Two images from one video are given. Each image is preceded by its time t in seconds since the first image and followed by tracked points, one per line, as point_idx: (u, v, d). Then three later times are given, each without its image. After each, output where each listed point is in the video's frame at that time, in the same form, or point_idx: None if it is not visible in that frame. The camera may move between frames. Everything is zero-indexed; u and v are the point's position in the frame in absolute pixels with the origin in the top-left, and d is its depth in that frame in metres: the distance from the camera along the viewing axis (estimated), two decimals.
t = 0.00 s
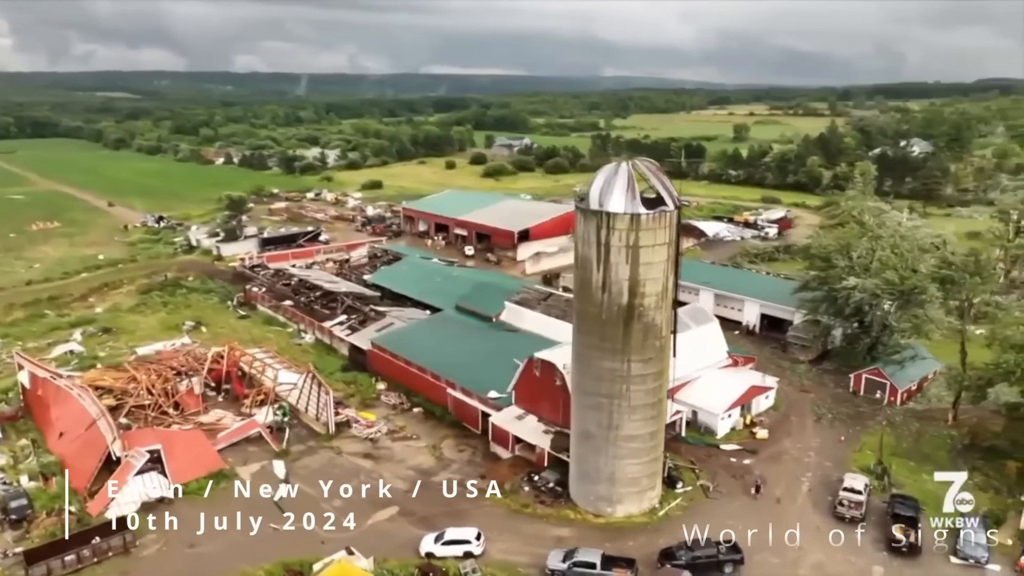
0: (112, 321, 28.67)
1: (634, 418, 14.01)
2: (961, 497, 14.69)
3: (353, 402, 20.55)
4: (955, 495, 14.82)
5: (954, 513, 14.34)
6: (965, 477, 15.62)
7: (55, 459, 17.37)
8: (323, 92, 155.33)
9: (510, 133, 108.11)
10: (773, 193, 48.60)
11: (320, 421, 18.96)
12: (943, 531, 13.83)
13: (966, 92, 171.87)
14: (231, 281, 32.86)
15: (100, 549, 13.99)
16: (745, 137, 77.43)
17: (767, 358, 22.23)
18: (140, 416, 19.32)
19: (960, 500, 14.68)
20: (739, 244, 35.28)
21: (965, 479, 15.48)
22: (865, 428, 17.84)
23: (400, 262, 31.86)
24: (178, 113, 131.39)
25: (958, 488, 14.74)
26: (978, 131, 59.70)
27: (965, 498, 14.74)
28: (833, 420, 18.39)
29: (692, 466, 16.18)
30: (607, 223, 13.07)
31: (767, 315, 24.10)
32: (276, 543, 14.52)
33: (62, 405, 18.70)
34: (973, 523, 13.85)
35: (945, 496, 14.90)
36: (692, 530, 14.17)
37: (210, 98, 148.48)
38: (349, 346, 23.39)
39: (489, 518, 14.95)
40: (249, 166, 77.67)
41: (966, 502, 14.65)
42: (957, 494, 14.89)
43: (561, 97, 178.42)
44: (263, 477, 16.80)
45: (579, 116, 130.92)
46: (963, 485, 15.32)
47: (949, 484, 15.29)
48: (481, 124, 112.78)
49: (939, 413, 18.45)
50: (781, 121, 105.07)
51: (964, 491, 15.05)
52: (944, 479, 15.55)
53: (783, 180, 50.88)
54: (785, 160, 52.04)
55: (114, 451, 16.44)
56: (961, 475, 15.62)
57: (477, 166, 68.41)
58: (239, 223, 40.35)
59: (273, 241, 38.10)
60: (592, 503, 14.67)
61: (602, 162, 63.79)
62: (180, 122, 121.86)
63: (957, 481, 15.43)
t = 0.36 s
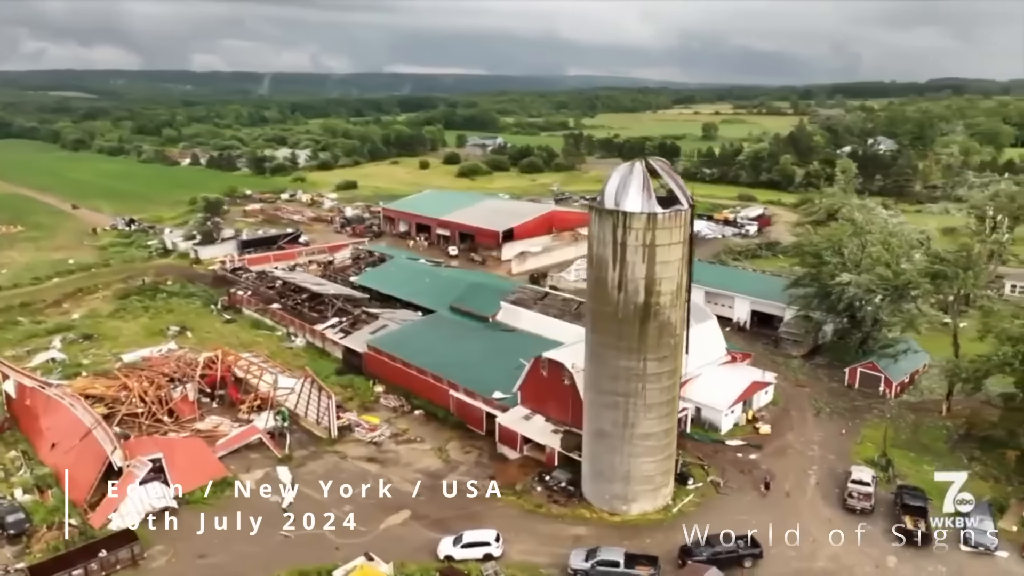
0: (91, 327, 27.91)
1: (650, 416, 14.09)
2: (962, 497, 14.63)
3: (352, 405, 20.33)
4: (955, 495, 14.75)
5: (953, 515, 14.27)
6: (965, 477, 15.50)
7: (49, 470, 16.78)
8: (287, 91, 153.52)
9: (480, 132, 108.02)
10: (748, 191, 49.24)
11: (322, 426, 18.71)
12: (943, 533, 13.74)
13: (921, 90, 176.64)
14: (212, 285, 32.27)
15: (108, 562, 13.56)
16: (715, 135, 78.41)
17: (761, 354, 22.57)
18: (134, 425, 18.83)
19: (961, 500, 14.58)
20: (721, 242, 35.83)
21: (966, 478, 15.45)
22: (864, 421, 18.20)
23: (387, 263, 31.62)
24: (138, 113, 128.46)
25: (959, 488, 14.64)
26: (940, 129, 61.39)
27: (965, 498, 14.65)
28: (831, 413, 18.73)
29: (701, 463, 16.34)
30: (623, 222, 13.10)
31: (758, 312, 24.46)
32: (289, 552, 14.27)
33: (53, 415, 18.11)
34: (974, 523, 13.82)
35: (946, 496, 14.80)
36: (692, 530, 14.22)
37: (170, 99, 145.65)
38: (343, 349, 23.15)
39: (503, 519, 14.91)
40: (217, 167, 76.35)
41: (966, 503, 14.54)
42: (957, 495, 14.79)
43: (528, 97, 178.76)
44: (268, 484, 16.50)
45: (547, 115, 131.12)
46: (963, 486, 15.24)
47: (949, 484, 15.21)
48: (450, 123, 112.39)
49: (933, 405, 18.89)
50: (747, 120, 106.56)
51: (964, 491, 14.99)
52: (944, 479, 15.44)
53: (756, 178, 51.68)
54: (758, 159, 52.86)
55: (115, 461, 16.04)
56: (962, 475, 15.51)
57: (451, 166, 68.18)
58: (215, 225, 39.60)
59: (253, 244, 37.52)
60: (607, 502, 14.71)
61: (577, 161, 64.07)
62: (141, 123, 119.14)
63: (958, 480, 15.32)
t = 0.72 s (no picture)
0: (89, 332, 27.41)
1: (682, 415, 14.16)
2: (961, 497, 14.25)
3: (368, 407, 20.19)
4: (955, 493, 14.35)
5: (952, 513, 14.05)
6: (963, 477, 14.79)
7: (66, 479, 16.48)
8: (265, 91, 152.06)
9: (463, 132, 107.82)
10: (738, 190, 49.70)
11: (340, 429, 18.55)
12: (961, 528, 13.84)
13: (894, 90, 179.55)
14: (209, 288, 31.88)
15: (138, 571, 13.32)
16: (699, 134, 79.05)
17: (770, 352, 22.77)
18: (147, 431, 18.52)
19: (960, 499, 14.24)
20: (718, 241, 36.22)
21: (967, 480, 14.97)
22: (879, 416, 18.46)
23: (388, 263, 31.44)
24: (113, 113, 126.33)
25: (959, 488, 14.27)
26: (921, 127, 62.45)
27: (965, 498, 14.28)
28: (847, 410, 18.95)
29: (725, 460, 16.45)
30: (658, 222, 13.14)
31: (764, 310, 24.67)
32: (321, 557, 14.14)
33: (66, 422, 17.76)
34: (971, 525, 13.94)
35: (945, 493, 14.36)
36: (691, 530, 14.27)
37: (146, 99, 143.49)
38: (354, 351, 22.99)
39: (534, 520, 14.91)
40: (200, 168, 75.40)
41: (965, 504, 14.22)
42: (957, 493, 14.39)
43: (508, 97, 178.81)
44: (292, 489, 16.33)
45: (529, 115, 131.22)
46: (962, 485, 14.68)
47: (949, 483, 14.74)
48: (433, 123, 112.04)
49: (945, 400, 19.18)
50: (728, 120, 107.43)
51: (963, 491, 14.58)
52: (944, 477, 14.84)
53: (746, 178, 51.99)
54: (747, 158, 53.34)
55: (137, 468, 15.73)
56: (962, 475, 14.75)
57: (439, 166, 68.01)
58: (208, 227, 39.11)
59: (247, 246, 37.11)
60: (638, 501, 14.77)
61: (565, 161, 64.23)
62: (117, 123, 117.24)
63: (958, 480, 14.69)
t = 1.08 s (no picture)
0: (77, 337, 26.73)
1: (706, 413, 14.26)
2: (962, 497, 14.23)
3: (375, 410, 20.00)
4: (955, 494, 14.32)
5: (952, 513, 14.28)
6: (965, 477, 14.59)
7: (73, 490, 16.07)
8: (233, 91, 149.81)
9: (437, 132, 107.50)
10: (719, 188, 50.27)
11: (350, 434, 18.34)
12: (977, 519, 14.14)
13: (857, 89, 183.32)
14: (197, 291, 31.31)
15: None
16: (674, 134, 79.83)
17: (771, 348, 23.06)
18: (151, 439, 18.09)
19: (960, 499, 14.23)
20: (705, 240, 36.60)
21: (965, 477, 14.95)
22: (884, 410, 18.81)
23: (381, 265, 31.17)
24: (76, 113, 123.30)
25: (959, 487, 14.26)
26: (892, 125, 63.86)
27: (965, 498, 14.22)
28: (852, 404, 19.27)
29: (741, 456, 16.61)
30: (684, 221, 13.23)
31: (761, 307, 24.98)
32: (347, 563, 13.95)
33: (69, 431, 17.31)
34: (972, 525, 14.05)
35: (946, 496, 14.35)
36: (691, 530, 14.32)
37: (109, 99, 140.35)
38: (357, 354, 22.78)
39: (558, 520, 14.90)
40: (172, 169, 74.06)
41: (966, 503, 14.20)
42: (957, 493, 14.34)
43: (479, 97, 178.71)
44: (309, 495, 16.09)
45: (502, 115, 131.24)
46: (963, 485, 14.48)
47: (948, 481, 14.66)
48: (407, 123, 111.50)
49: (947, 393, 19.58)
50: (700, 120, 108.70)
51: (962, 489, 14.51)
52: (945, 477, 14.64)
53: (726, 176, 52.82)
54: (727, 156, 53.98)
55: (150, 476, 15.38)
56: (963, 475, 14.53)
57: (417, 167, 67.67)
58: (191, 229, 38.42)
59: (233, 248, 36.53)
60: (661, 499, 14.86)
61: (545, 160, 64.35)
62: (82, 124, 114.59)
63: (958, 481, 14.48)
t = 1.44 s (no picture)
0: (83, 341, 26.34)
1: (743, 411, 14.35)
2: (962, 497, 14.77)
3: (397, 412, 19.90)
4: (955, 494, 14.86)
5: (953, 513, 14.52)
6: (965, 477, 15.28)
7: (100, 495, 15.83)
8: (215, 90, 148.44)
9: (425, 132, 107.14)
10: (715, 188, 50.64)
11: (375, 436, 18.24)
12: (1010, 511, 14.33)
13: (839, 89, 185.30)
14: (202, 293, 30.99)
15: None
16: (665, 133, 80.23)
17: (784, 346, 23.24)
18: (174, 444, 17.86)
19: (960, 499, 14.75)
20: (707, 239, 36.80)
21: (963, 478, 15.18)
22: (905, 406, 19.02)
23: (388, 266, 31.03)
24: (55, 113, 121.35)
25: (958, 488, 14.82)
26: (880, 123, 64.63)
27: (965, 498, 14.76)
28: (872, 401, 19.47)
29: (770, 455, 16.69)
30: (724, 221, 13.27)
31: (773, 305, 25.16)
32: (386, 566, 13.87)
33: (92, 437, 17.04)
34: (972, 525, 14.15)
35: (945, 497, 14.93)
36: (691, 530, 14.40)
37: (87, 99, 138.23)
38: (374, 356, 22.65)
39: (595, 520, 14.92)
40: (160, 170, 73.17)
41: (965, 504, 14.65)
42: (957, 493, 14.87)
43: (464, 97, 178.36)
44: (340, 499, 15.98)
45: (489, 114, 131.18)
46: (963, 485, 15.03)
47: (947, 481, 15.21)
48: (394, 123, 111.08)
49: (964, 388, 19.83)
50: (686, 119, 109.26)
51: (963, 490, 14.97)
52: (944, 478, 15.14)
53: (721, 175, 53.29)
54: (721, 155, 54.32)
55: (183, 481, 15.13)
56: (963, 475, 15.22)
57: (410, 167, 67.47)
58: (190, 231, 37.99)
59: (233, 250, 36.19)
60: (697, 498, 14.93)
61: (539, 160, 64.40)
62: (62, 124, 112.85)
63: (958, 481, 15.08)
